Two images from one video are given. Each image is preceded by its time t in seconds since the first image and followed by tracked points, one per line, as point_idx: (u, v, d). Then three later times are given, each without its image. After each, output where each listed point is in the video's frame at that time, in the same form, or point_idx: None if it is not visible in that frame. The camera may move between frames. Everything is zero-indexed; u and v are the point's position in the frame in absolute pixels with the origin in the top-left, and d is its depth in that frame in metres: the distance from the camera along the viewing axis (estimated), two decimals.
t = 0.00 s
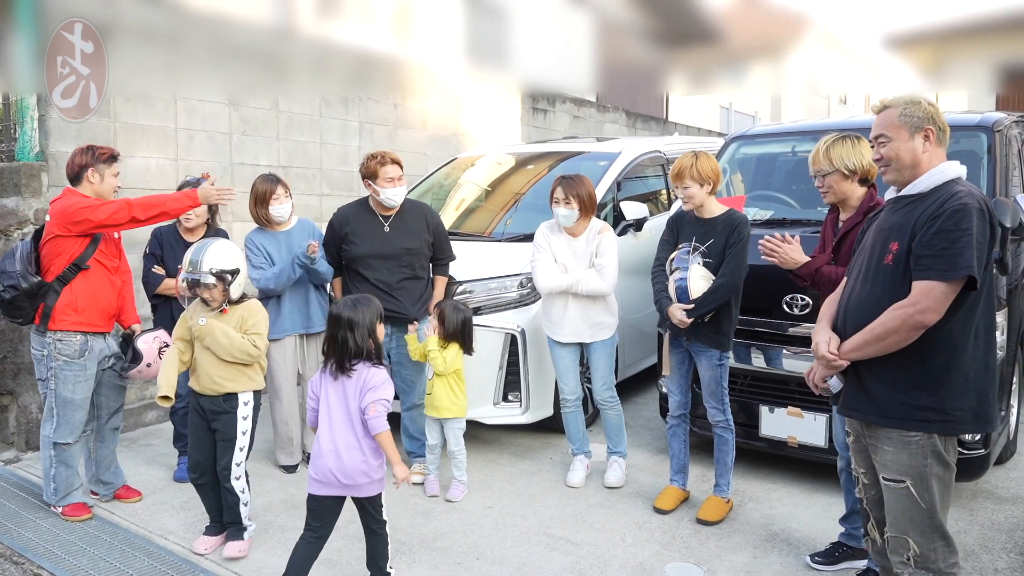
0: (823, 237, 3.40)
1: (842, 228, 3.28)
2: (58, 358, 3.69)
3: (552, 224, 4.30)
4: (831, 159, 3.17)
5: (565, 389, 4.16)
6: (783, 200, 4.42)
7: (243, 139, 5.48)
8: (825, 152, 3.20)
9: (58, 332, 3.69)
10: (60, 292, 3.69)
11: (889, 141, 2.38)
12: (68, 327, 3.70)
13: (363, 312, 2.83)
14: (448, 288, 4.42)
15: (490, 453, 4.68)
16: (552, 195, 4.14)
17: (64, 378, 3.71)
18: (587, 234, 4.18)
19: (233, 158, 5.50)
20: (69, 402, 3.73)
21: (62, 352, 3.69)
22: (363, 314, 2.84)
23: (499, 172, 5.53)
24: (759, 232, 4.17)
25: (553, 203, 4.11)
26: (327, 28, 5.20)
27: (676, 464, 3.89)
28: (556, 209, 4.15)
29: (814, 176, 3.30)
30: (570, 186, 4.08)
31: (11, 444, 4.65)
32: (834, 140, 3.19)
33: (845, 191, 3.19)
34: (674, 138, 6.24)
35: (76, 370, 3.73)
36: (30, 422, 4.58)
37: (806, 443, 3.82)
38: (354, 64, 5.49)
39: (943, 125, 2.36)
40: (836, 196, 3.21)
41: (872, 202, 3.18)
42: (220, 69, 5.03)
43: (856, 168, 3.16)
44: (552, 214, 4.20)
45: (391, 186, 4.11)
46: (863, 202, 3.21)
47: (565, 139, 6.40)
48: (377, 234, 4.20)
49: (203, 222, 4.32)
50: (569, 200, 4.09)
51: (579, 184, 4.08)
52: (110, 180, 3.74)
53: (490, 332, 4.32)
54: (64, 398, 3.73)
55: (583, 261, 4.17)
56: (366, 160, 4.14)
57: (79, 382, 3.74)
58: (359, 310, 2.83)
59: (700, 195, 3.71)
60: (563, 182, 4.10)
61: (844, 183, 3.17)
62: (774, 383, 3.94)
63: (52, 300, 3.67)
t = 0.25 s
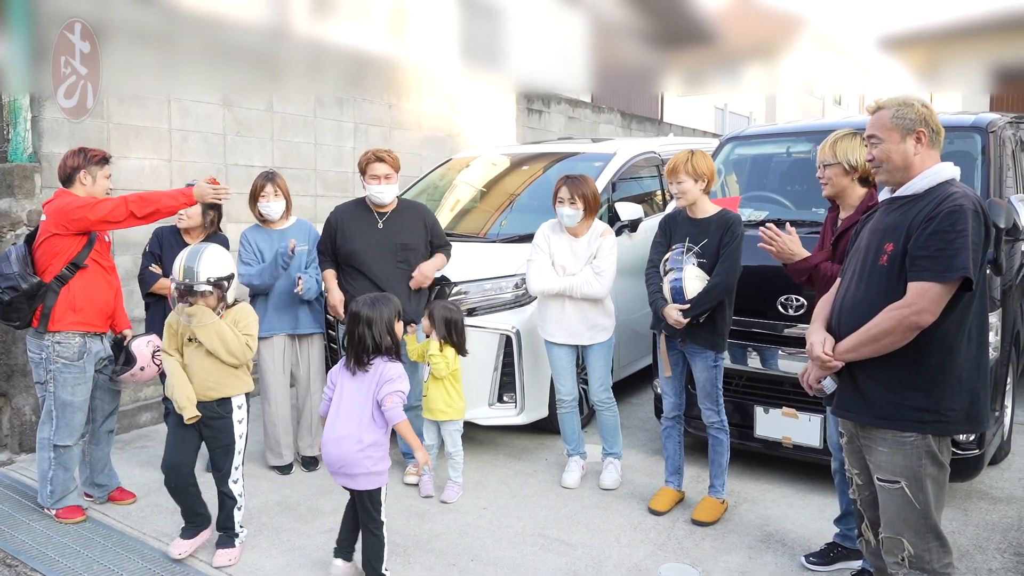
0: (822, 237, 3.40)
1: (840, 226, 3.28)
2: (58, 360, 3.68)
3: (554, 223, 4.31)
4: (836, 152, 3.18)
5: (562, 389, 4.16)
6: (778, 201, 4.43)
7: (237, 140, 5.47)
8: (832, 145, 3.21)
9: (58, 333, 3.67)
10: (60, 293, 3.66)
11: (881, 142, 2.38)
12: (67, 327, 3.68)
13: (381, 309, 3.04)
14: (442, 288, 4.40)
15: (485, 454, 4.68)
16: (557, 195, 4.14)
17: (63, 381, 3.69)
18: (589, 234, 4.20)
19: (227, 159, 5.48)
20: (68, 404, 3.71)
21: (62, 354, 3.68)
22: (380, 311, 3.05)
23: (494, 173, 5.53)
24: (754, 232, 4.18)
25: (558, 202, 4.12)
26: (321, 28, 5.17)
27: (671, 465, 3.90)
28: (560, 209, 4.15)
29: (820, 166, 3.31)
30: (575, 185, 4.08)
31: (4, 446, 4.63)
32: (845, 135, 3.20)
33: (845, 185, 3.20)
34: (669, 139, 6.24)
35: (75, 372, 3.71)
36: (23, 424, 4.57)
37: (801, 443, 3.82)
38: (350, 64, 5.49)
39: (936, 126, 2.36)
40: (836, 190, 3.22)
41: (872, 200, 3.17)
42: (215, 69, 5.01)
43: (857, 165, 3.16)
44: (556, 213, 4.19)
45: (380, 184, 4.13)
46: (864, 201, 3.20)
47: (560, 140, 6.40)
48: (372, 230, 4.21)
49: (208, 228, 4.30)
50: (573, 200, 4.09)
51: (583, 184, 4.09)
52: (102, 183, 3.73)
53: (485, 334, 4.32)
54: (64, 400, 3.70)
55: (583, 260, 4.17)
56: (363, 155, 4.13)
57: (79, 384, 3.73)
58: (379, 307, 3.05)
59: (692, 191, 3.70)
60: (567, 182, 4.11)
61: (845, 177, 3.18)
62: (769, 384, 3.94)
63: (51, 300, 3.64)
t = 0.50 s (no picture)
0: (829, 236, 3.41)
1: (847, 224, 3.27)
2: (54, 359, 3.68)
3: (562, 222, 4.31)
4: (845, 148, 3.19)
5: (565, 389, 4.16)
6: (780, 201, 4.43)
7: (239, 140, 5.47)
8: (842, 141, 3.21)
9: (55, 332, 3.68)
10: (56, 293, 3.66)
11: (881, 142, 2.38)
12: (64, 327, 3.68)
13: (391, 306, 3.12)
14: (443, 288, 4.40)
15: (486, 454, 4.68)
16: (565, 194, 4.14)
17: (59, 379, 3.69)
18: (598, 232, 4.19)
19: (228, 159, 5.49)
20: (64, 403, 3.71)
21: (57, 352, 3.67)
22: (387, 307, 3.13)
23: (495, 173, 5.53)
24: (755, 232, 4.18)
25: (567, 200, 4.11)
26: (322, 29, 5.18)
27: (672, 466, 3.89)
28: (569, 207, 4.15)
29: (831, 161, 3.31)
30: (585, 184, 4.08)
31: (6, 446, 4.63)
32: (855, 132, 3.21)
33: (852, 181, 3.20)
34: (670, 139, 6.24)
35: (71, 372, 3.71)
36: (25, 423, 4.57)
37: (802, 444, 3.82)
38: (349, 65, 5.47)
39: (938, 127, 2.36)
40: (843, 186, 3.22)
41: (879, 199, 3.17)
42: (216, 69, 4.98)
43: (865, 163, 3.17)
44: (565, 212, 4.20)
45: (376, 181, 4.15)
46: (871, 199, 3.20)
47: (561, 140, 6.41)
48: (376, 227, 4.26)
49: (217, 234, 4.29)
50: (582, 199, 4.09)
51: (593, 182, 4.08)
52: (101, 181, 3.70)
53: (487, 334, 4.32)
54: (60, 399, 3.70)
55: (589, 259, 4.16)
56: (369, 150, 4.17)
57: (76, 383, 3.72)
58: (386, 303, 3.13)
59: (690, 188, 3.71)
60: (576, 180, 4.11)
61: (852, 173, 3.19)
62: (770, 384, 3.94)
63: (48, 300, 3.65)
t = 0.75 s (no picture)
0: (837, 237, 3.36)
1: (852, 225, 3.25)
2: (62, 358, 3.69)
3: (576, 221, 4.30)
4: (852, 148, 3.18)
5: (576, 389, 4.16)
6: (788, 201, 4.41)
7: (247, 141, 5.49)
8: (849, 141, 3.21)
9: (61, 332, 3.70)
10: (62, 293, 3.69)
11: (891, 142, 2.38)
12: (70, 327, 3.70)
13: (406, 303, 3.18)
14: (450, 288, 4.40)
15: (493, 454, 4.68)
16: (580, 192, 4.14)
17: (66, 378, 3.71)
18: (612, 232, 4.19)
19: (236, 159, 5.50)
20: (70, 402, 3.72)
21: (65, 351, 3.69)
22: (403, 304, 3.19)
23: (502, 173, 5.53)
24: (763, 232, 4.17)
25: (580, 199, 4.12)
26: (330, 30, 5.20)
27: (679, 466, 3.89)
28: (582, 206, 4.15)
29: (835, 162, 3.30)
30: (597, 183, 4.07)
31: (15, 445, 4.65)
32: (862, 132, 3.20)
33: (858, 181, 3.18)
34: (677, 139, 6.22)
35: (77, 370, 3.72)
36: (34, 422, 4.59)
37: (810, 445, 3.81)
38: (356, 66, 5.44)
39: (950, 127, 2.35)
40: (849, 186, 3.21)
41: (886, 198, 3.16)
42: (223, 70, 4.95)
43: (871, 163, 3.16)
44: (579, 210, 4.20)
45: (378, 179, 4.17)
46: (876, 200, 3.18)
47: (568, 141, 6.40)
48: (383, 227, 4.27)
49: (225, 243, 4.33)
50: (594, 197, 4.08)
51: (606, 182, 4.07)
52: (111, 182, 3.72)
53: (494, 334, 4.32)
54: (67, 398, 3.71)
55: (606, 258, 4.16)
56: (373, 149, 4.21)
57: (83, 383, 3.74)
58: (403, 300, 3.20)
59: (698, 188, 3.70)
60: (590, 179, 4.11)
61: (859, 174, 3.17)
62: (777, 385, 3.92)
63: (55, 300, 3.68)
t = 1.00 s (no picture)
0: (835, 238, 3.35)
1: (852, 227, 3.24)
2: (56, 357, 3.70)
3: (587, 222, 4.30)
4: (848, 151, 3.18)
5: (583, 389, 4.17)
6: (790, 203, 4.41)
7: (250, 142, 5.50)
8: (844, 145, 3.22)
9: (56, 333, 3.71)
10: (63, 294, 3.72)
11: (897, 142, 2.38)
12: (67, 329, 3.70)
13: (434, 306, 3.20)
14: (453, 290, 4.41)
15: (496, 455, 4.68)
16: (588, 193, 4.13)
17: (58, 377, 3.71)
18: (622, 232, 4.19)
19: (239, 160, 5.51)
20: (61, 400, 3.72)
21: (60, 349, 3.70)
22: (430, 308, 3.20)
23: (505, 174, 5.53)
24: (766, 234, 4.17)
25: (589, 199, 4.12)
26: (332, 31, 5.18)
27: (681, 467, 3.89)
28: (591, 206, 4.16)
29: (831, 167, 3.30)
30: (606, 184, 4.06)
31: (19, 445, 4.66)
32: (858, 136, 3.21)
33: (856, 185, 3.17)
34: (680, 140, 6.21)
35: (69, 370, 3.71)
36: (38, 423, 4.61)
37: (813, 446, 3.80)
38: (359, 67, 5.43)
39: (956, 129, 2.34)
40: (846, 190, 3.20)
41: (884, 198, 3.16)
42: (225, 69, 4.98)
43: (868, 166, 3.15)
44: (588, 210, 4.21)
45: (381, 177, 4.19)
46: (871, 201, 3.17)
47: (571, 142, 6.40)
48: (386, 227, 4.27)
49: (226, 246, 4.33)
50: (603, 198, 4.07)
51: (615, 183, 4.07)
52: (120, 183, 3.70)
53: (498, 335, 4.33)
54: (57, 397, 3.72)
55: (616, 258, 4.15)
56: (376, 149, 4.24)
57: (78, 383, 3.74)
58: (431, 303, 3.21)
59: (702, 190, 3.69)
60: (600, 180, 4.09)
61: (855, 178, 3.17)
62: (780, 386, 3.92)
63: (56, 301, 3.71)
